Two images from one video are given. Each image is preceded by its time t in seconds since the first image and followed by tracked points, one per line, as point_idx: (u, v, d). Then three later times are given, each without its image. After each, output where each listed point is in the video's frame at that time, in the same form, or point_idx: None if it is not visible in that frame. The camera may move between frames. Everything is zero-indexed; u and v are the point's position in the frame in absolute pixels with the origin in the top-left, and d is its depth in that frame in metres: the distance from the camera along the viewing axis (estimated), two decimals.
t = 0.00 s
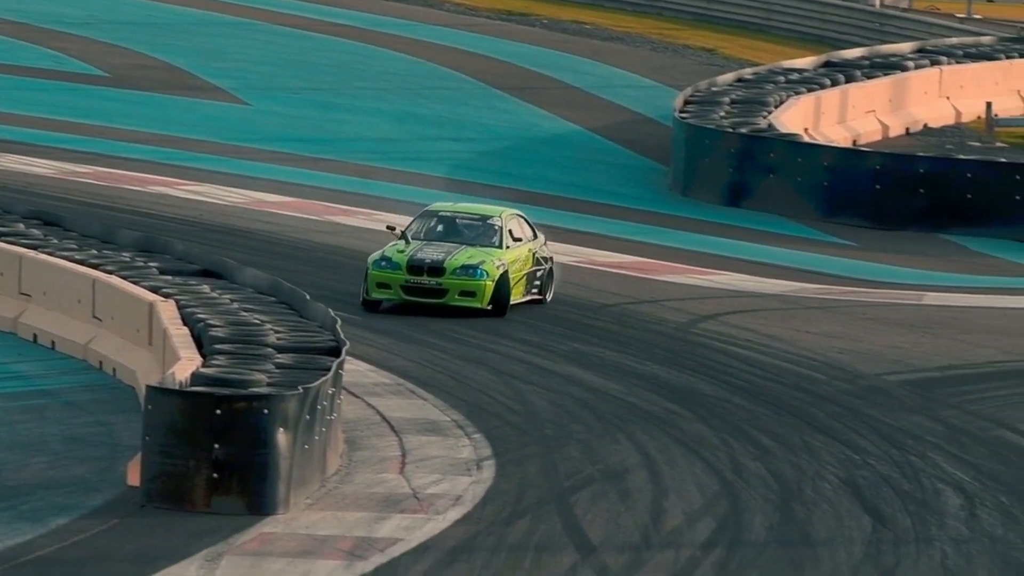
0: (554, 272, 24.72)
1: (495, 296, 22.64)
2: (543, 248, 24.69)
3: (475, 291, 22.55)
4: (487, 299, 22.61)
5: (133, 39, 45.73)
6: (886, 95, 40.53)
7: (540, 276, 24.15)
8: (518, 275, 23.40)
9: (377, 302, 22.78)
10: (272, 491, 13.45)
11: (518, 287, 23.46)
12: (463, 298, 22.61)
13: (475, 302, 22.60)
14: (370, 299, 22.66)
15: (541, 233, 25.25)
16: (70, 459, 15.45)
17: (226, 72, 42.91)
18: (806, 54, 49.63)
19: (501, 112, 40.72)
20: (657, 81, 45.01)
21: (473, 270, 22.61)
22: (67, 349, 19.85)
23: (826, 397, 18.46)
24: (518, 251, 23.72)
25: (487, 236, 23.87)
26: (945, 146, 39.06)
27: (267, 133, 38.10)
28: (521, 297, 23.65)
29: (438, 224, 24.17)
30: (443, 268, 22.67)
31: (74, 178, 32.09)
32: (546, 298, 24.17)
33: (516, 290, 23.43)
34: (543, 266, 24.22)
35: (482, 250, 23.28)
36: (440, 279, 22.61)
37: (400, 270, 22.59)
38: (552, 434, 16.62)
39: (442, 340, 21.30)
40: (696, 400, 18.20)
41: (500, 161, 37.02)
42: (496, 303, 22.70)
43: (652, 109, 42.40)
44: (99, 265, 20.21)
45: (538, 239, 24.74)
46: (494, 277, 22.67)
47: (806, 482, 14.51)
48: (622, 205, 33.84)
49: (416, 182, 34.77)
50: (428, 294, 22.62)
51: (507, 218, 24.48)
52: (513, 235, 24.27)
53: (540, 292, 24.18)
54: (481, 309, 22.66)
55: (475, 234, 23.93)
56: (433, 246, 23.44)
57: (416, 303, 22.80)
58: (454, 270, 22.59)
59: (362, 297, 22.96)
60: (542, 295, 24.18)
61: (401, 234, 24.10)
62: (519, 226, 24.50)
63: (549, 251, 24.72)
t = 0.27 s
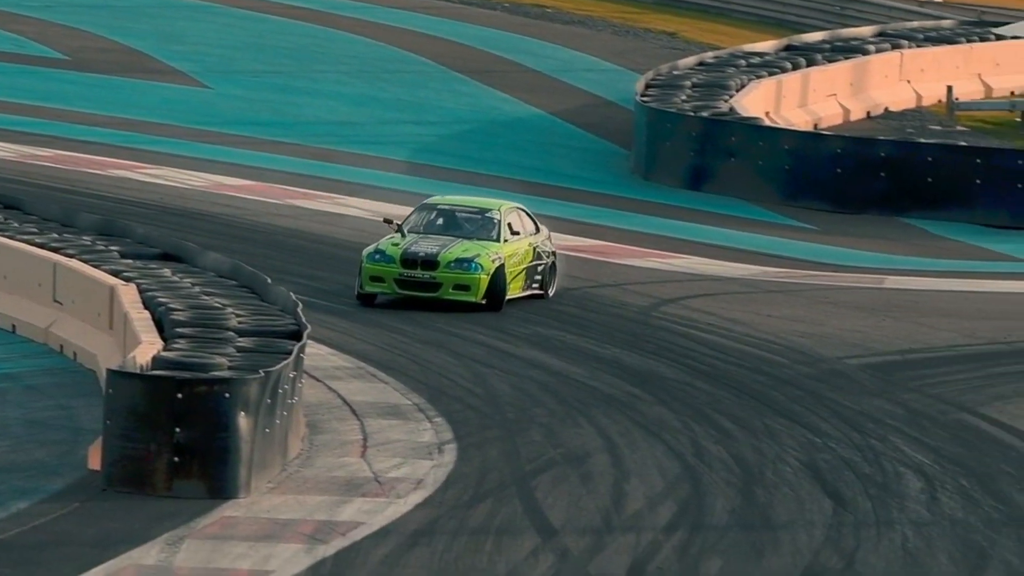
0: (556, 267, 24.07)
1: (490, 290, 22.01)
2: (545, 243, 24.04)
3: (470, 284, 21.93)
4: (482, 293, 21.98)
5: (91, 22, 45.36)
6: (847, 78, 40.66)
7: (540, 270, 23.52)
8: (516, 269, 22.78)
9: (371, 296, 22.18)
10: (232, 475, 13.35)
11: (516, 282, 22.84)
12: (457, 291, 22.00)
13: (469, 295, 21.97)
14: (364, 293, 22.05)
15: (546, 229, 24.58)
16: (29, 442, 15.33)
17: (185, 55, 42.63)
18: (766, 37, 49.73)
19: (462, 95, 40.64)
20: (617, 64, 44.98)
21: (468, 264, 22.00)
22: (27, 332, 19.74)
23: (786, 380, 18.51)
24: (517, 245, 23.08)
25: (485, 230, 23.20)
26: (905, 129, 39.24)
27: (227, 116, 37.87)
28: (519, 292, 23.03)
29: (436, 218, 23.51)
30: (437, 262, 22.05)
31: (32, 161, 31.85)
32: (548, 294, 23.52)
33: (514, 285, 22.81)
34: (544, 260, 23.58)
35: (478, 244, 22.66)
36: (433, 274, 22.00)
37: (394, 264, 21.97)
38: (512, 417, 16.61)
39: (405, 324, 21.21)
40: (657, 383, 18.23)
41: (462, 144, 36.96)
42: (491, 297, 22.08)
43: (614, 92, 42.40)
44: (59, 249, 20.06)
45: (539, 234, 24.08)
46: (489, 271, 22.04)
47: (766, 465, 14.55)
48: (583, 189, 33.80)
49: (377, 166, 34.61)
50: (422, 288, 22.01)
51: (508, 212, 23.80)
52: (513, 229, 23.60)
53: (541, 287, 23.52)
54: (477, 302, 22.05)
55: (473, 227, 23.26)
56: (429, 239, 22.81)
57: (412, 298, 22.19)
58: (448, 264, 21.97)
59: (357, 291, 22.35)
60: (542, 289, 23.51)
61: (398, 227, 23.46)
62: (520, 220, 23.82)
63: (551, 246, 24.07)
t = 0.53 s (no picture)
0: (559, 262, 23.33)
1: (485, 286, 21.29)
2: (548, 238, 23.29)
3: (465, 281, 21.21)
4: (477, 290, 21.26)
5: (52, 7, 45.01)
6: (810, 64, 40.74)
7: (541, 266, 22.77)
8: (514, 265, 22.05)
9: (365, 293, 21.48)
10: (196, 460, 13.26)
11: (515, 279, 22.12)
12: (451, 288, 21.28)
13: (464, 292, 21.26)
14: (358, 290, 21.36)
15: (550, 225, 23.82)
16: None
17: (147, 40, 42.35)
18: (730, 23, 49.79)
19: (426, 81, 40.53)
20: (580, 49, 44.96)
21: (463, 260, 21.27)
22: None
23: (750, 366, 18.55)
24: (516, 241, 22.33)
25: (482, 225, 22.44)
26: (869, 114, 39.35)
27: (189, 101, 37.66)
28: (519, 288, 22.30)
29: (435, 213, 22.75)
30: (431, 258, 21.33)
31: None
32: (550, 290, 22.76)
33: (513, 282, 22.09)
34: (544, 256, 22.82)
35: (474, 239, 21.92)
36: (427, 269, 21.29)
37: (388, 260, 21.26)
38: (476, 403, 16.58)
39: (371, 311, 21.10)
40: (621, 369, 18.22)
41: (426, 130, 36.87)
42: (486, 294, 21.36)
43: (578, 78, 42.36)
44: (20, 235, 19.92)
45: (541, 229, 23.33)
46: (485, 267, 21.33)
47: (730, 451, 14.57)
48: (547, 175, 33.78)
49: (340, 152, 34.50)
50: (416, 284, 21.30)
51: (508, 207, 23.03)
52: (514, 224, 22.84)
53: (543, 284, 22.78)
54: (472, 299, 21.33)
55: (470, 223, 22.50)
56: (425, 235, 22.07)
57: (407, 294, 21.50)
58: (443, 259, 21.26)
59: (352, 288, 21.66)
60: (544, 286, 22.76)
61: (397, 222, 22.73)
62: (520, 215, 23.05)
63: (554, 241, 23.31)
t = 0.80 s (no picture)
0: (560, 262, 22.68)
1: (481, 285, 20.64)
2: (549, 236, 22.60)
3: (460, 280, 20.55)
4: (472, 288, 20.60)
5: None
6: (775, 52, 40.81)
7: (541, 264, 22.09)
8: (512, 264, 21.38)
9: (360, 292, 20.80)
10: (163, 448, 13.17)
11: (512, 277, 21.47)
12: (446, 287, 20.62)
13: (459, 291, 20.60)
14: (351, 289, 20.68)
15: (553, 223, 23.14)
16: None
17: (111, 27, 42.06)
18: (694, 11, 49.82)
19: (392, 68, 40.40)
20: (544, 37, 44.91)
21: (458, 258, 20.60)
22: None
23: (715, 353, 18.57)
24: (514, 239, 21.64)
25: (480, 223, 21.73)
26: (834, 102, 39.43)
27: (153, 89, 37.43)
28: (517, 286, 21.65)
29: (432, 210, 22.04)
30: (426, 255, 20.65)
31: None
32: (551, 290, 22.08)
33: (510, 281, 21.44)
34: (544, 254, 22.12)
35: (470, 237, 21.23)
36: (421, 267, 20.60)
37: (382, 258, 20.58)
38: (441, 391, 16.54)
39: (330, 296, 21.09)
40: (586, 357, 18.21)
41: (391, 117, 36.77)
42: (482, 293, 20.70)
43: (544, 65, 42.31)
44: None
45: (542, 227, 22.63)
46: (481, 265, 20.67)
47: (696, 438, 14.57)
48: (512, 162, 33.73)
49: (306, 139, 34.37)
50: (410, 283, 20.62)
51: (508, 204, 22.31)
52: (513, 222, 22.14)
53: (543, 282, 22.11)
54: (468, 298, 20.66)
55: (468, 220, 21.79)
56: (420, 233, 21.37)
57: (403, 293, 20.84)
58: (437, 257, 20.59)
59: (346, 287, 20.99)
60: (546, 284, 22.09)
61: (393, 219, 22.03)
62: (520, 213, 22.33)
63: (556, 239, 22.62)
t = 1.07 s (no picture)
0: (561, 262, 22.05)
1: (474, 285, 20.03)
2: (550, 235, 22.00)
3: (452, 280, 19.94)
4: (465, 289, 20.00)
5: None
6: (741, 41, 40.86)
7: (540, 265, 21.46)
8: (508, 264, 20.78)
9: (352, 292, 20.20)
10: (128, 436, 13.10)
11: (509, 278, 20.87)
12: (438, 287, 20.02)
13: (452, 291, 20.00)
14: (343, 289, 20.09)
15: (555, 222, 22.54)
16: None
17: (76, 15, 41.79)
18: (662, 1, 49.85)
19: (358, 57, 40.28)
20: (511, 26, 44.84)
21: (451, 258, 20.00)
22: None
23: (682, 342, 18.59)
24: (511, 239, 21.03)
25: (476, 222, 21.11)
26: (801, 91, 39.53)
27: (119, 77, 37.22)
28: (515, 287, 21.06)
29: (429, 209, 21.41)
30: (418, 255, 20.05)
31: None
32: (551, 291, 21.46)
33: (507, 281, 20.84)
34: (543, 254, 21.51)
35: (464, 237, 20.61)
36: (413, 267, 20.01)
37: (374, 257, 19.99)
38: (408, 379, 16.51)
39: (297, 285, 21.02)
40: (553, 346, 18.21)
41: (358, 106, 36.66)
42: (476, 294, 20.08)
43: (511, 54, 42.26)
44: None
45: (542, 227, 22.01)
46: (474, 265, 20.07)
47: (662, 427, 14.59)
48: (479, 151, 33.67)
49: (272, 128, 34.24)
50: (402, 283, 20.02)
51: (506, 203, 21.69)
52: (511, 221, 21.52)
53: (543, 283, 21.50)
54: (461, 298, 20.05)
55: (464, 219, 21.17)
56: (414, 232, 20.76)
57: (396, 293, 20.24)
58: (430, 257, 19.99)
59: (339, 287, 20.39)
60: (546, 285, 21.46)
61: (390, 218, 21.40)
62: (519, 212, 21.71)
63: (557, 239, 22.02)
